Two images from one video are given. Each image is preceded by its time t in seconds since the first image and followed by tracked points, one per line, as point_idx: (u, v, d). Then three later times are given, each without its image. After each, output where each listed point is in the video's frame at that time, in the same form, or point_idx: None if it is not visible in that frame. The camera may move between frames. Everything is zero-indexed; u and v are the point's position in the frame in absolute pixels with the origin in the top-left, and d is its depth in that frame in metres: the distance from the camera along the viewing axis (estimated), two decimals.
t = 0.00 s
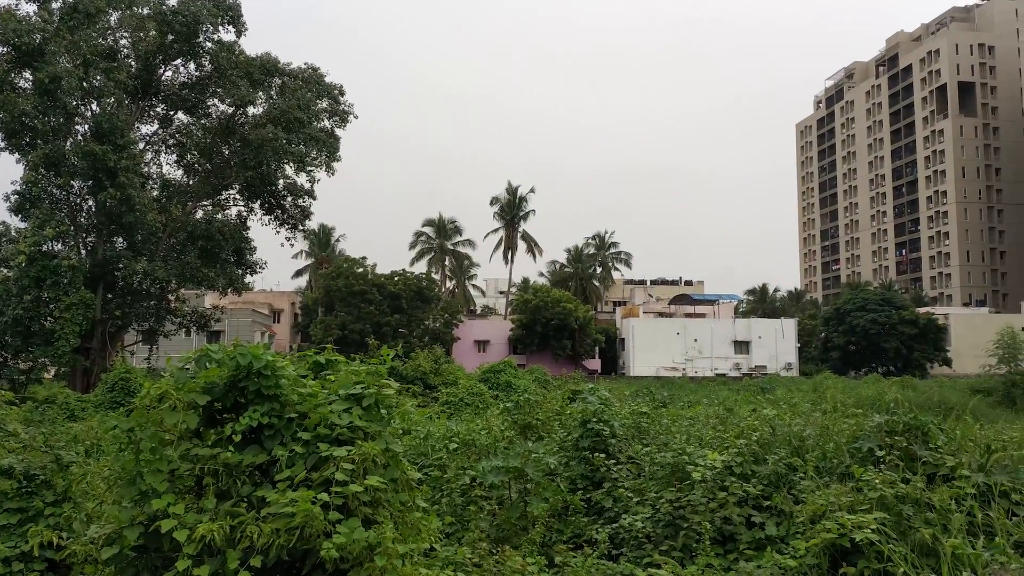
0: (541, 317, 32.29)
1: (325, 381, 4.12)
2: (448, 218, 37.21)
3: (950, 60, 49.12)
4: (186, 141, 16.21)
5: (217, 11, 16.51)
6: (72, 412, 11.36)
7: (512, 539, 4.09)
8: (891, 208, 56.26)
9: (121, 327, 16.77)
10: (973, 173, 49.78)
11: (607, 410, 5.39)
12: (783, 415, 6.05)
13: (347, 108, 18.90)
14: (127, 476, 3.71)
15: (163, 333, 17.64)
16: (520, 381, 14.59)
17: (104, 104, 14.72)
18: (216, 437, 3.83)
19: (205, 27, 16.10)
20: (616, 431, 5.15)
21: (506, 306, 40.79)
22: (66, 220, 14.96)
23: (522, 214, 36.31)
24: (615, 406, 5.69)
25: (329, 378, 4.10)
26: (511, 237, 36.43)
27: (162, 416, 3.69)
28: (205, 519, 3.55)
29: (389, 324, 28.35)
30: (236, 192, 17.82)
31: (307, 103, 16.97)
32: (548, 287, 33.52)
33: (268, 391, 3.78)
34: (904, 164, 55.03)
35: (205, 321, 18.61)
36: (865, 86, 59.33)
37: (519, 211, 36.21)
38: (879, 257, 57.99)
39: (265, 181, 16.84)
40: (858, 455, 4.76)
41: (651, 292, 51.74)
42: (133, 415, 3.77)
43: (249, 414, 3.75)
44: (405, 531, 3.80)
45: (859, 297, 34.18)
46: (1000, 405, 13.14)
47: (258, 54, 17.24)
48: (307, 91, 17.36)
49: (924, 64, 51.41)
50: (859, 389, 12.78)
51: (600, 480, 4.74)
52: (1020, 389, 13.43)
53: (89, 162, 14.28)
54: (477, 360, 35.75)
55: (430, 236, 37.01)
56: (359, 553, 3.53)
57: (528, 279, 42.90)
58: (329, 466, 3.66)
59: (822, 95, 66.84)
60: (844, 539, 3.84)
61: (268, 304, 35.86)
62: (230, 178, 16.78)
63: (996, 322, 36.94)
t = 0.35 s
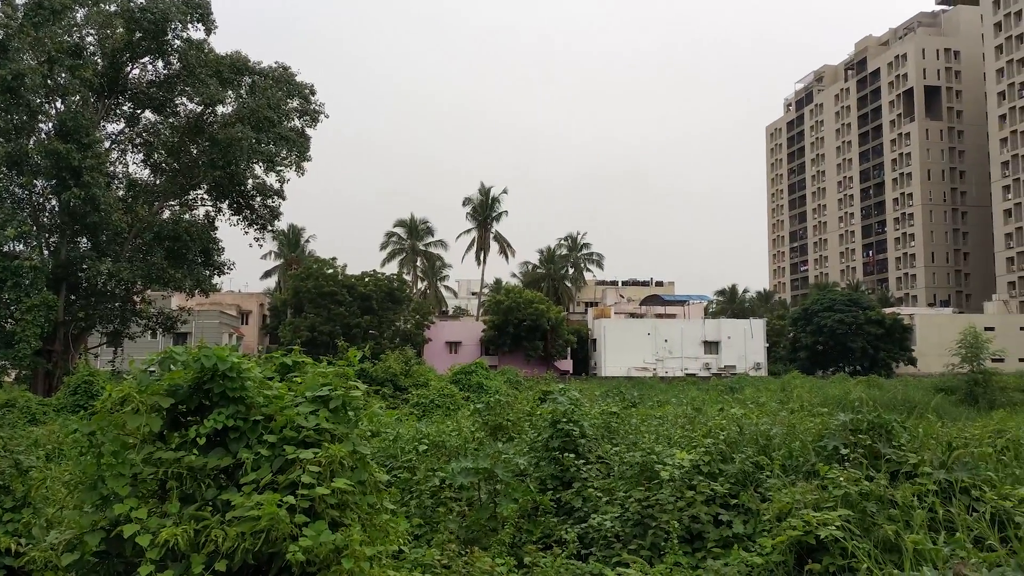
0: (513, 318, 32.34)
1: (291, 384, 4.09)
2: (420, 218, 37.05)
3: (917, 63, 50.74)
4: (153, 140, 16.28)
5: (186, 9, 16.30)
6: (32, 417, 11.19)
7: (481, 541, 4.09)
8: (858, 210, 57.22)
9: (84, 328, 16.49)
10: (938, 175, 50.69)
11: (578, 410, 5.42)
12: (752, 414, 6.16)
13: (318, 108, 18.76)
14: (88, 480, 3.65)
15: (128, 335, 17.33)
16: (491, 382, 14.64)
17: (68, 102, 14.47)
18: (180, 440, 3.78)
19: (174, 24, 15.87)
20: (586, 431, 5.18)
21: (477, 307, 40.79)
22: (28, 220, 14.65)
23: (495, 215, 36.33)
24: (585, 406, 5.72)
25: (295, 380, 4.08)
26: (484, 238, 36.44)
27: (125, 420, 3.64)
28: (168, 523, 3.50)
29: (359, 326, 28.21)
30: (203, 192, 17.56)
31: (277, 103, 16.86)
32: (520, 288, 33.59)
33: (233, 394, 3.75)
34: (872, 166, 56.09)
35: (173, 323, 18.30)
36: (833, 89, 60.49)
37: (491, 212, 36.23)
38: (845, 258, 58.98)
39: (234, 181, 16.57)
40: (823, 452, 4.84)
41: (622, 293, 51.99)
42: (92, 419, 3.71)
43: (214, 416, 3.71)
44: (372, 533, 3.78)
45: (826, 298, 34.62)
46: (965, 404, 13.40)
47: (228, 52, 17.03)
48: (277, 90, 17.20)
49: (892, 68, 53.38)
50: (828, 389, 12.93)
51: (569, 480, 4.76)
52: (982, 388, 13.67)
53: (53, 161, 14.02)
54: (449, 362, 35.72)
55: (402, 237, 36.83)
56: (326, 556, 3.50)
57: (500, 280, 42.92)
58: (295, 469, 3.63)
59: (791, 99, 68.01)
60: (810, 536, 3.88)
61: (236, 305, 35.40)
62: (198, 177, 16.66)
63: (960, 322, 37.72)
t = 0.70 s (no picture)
0: (484, 318, 32.35)
1: (257, 385, 4.07)
2: (388, 218, 36.90)
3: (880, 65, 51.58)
4: (114, 138, 15.76)
5: (147, 5, 15.97)
6: None
7: (449, 541, 4.08)
8: (824, 210, 58.11)
9: (44, 329, 16.10)
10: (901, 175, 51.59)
11: (546, 409, 5.46)
12: (718, 412, 6.30)
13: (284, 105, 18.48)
14: (46, 484, 3.57)
15: (90, 335, 16.93)
16: (461, 382, 14.65)
17: (26, 97, 14.07)
18: (142, 442, 3.74)
19: (135, 20, 15.53)
20: (554, 430, 5.21)
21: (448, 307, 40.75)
22: None
23: (464, 214, 36.33)
24: (554, 405, 5.77)
25: (260, 381, 4.06)
26: (454, 237, 36.41)
27: (84, 422, 3.59)
28: (129, 527, 3.44)
29: (327, 325, 28.00)
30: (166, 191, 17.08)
31: (242, 100, 16.38)
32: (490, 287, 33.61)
33: (196, 394, 3.71)
34: (836, 166, 56.97)
35: (136, 323, 17.82)
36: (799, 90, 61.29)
37: (461, 211, 36.19)
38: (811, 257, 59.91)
39: (197, 180, 15.97)
40: (788, 449, 4.92)
41: (592, 293, 52.15)
42: (51, 422, 3.64)
43: (177, 417, 3.66)
44: (339, 534, 3.76)
45: (792, 297, 35.06)
46: (927, 401, 13.67)
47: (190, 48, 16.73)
48: (242, 88, 16.73)
49: (856, 69, 54.16)
50: (795, 387, 13.10)
51: (538, 479, 4.77)
52: (944, 385, 13.95)
53: (9, 159, 13.56)
54: (418, 362, 35.62)
55: (370, 236, 36.58)
56: (292, 557, 3.45)
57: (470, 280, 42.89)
58: (259, 470, 3.59)
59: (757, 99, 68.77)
60: (774, 532, 3.93)
61: (201, 305, 34.81)
62: (160, 176, 16.18)
63: (923, 320, 38.50)
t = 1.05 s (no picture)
0: (448, 317, 32.32)
1: (212, 382, 4.03)
2: (351, 215, 36.60)
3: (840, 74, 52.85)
4: (70, 128, 14.05)
5: None
6: None
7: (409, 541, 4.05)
8: (784, 213, 59.12)
9: None
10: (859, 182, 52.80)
11: (508, 409, 5.49)
12: (679, 411, 6.42)
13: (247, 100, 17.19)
14: None
15: (43, 331, 15.88)
16: (425, 381, 14.65)
17: None
18: (92, 441, 3.66)
19: (93, 8, 14.35)
20: (516, 429, 5.23)
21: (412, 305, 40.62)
22: None
23: (429, 212, 36.21)
24: (516, 404, 5.81)
25: (215, 380, 4.02)
26: (418, 236, 36.31)
27: (29, 420, 3.48)
28: (77, 528, 3.36)
29: (287, 323, 27.68)
30: (122, 182, 15.59)
31: (204, 94, 15.13)
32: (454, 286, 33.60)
33: (149, 391, 3.64)
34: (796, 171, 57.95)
35: (90, 319, 17.16)
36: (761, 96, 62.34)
37: (426, 210, 36.07)
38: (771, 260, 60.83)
39: (156, 172, 15.00)
40: (746, 449, 5.00)
41: (557, 293, 52.29)
42: None
43: (128, 415, 3.58)
44: (295, 534, 3.71)
45: (752, 299, 35.61)
46: (883, 403, 13.94)
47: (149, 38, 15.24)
48: (203, 81, 15.46)
49: (817, 76, 55.46)
50: (755, 388, 13.31)
51: (498, 480, 4.78)
52: (900, 387, 14.29)
53: None
54: (381, 360, 35.41)
55: (333, 233, 36.17)
56: (246, 558, 3.38)
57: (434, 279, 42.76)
58: (213, 468, 3.53)
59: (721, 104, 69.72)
60: (731, 531, 3.97)
61: (159, 301, 34.09)
62: (117, 168, 14.73)
63: (879, 323, 39.22)
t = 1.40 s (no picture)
0: (409, 318, 32.25)
1: (163, 385, 3.99)
2: (311, 215, 36.22)
3: (796, 82, 53.82)
4: (20, 125, 13.09)
5: None
6: None
7: (364, 544, 4.04)
8: (742, 218, 60.07)
9: None
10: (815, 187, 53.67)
11: (467, 411, 5.53)
12: (634, 413, 6.52)
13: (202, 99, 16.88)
14: None
15: None
16: (384, 384, 14.60)
17: None
18: (38, 445, 3.59)
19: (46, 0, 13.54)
20: (474, 432, 5.26)
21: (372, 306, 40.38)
22: None
23: (390, 213, 36.02)
24: (474, 408, 5.85)
25: (167, 383, 3.98)
26: (379, 236, 36.08)
27: None
28: (21, 534, 3.28)
29: (244, 324, 27.29)
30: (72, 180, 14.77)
31: (160, 91, 14.84)
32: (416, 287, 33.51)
33: (98, 394, 3.59)
34: (754, 176, 58.89)
35: (39, 320, 16.63)
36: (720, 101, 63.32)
37: (387, 211, 35.90)
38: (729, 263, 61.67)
39: (111, 171, 14.40)
40: (700, 450, 5.09)
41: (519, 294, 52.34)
42: None
43: (75, 419, 3.52)
44: (249, 538, 3.67)
45: (711, 301, 36.14)
46: (836, 404, 14.25)
47: (102, 34, 14.66)
48: (159, 78, 15.12)
49: (774, 84, 56.45)
50: (710, 388, 13.52)
51: (456, 481, 4.81)
52: (851, 388, 14.61)
53: None
54: (339, 362, 35.15)
55: (292, 233, 35.69)
56: (195, 564, 3.31)
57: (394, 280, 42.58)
58: (164, 473, 3.49)
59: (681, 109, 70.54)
60: (685, 531, 4.02)
61: (112, 302, 33.29)
62: (70, 166, 13.98)
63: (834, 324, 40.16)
